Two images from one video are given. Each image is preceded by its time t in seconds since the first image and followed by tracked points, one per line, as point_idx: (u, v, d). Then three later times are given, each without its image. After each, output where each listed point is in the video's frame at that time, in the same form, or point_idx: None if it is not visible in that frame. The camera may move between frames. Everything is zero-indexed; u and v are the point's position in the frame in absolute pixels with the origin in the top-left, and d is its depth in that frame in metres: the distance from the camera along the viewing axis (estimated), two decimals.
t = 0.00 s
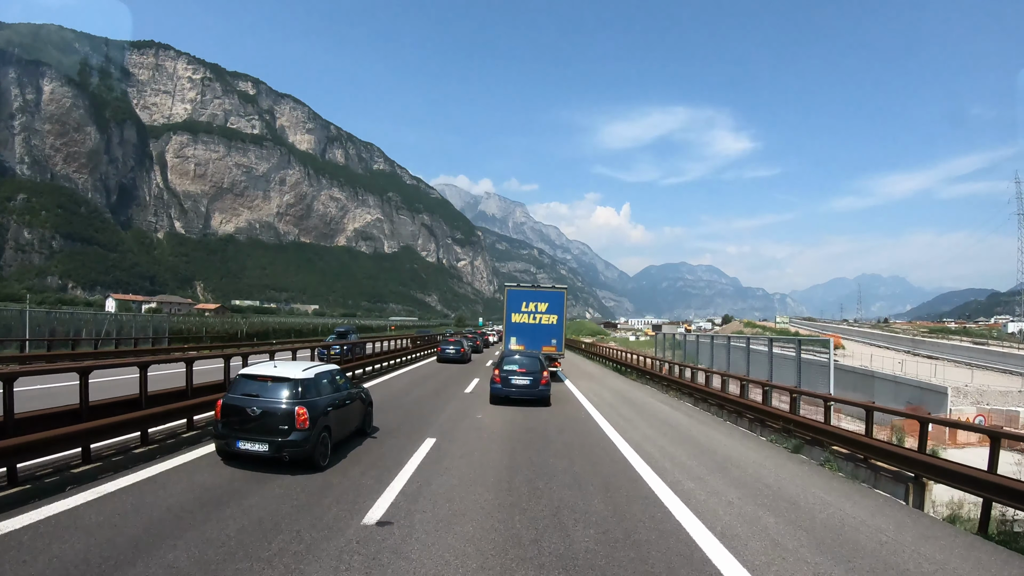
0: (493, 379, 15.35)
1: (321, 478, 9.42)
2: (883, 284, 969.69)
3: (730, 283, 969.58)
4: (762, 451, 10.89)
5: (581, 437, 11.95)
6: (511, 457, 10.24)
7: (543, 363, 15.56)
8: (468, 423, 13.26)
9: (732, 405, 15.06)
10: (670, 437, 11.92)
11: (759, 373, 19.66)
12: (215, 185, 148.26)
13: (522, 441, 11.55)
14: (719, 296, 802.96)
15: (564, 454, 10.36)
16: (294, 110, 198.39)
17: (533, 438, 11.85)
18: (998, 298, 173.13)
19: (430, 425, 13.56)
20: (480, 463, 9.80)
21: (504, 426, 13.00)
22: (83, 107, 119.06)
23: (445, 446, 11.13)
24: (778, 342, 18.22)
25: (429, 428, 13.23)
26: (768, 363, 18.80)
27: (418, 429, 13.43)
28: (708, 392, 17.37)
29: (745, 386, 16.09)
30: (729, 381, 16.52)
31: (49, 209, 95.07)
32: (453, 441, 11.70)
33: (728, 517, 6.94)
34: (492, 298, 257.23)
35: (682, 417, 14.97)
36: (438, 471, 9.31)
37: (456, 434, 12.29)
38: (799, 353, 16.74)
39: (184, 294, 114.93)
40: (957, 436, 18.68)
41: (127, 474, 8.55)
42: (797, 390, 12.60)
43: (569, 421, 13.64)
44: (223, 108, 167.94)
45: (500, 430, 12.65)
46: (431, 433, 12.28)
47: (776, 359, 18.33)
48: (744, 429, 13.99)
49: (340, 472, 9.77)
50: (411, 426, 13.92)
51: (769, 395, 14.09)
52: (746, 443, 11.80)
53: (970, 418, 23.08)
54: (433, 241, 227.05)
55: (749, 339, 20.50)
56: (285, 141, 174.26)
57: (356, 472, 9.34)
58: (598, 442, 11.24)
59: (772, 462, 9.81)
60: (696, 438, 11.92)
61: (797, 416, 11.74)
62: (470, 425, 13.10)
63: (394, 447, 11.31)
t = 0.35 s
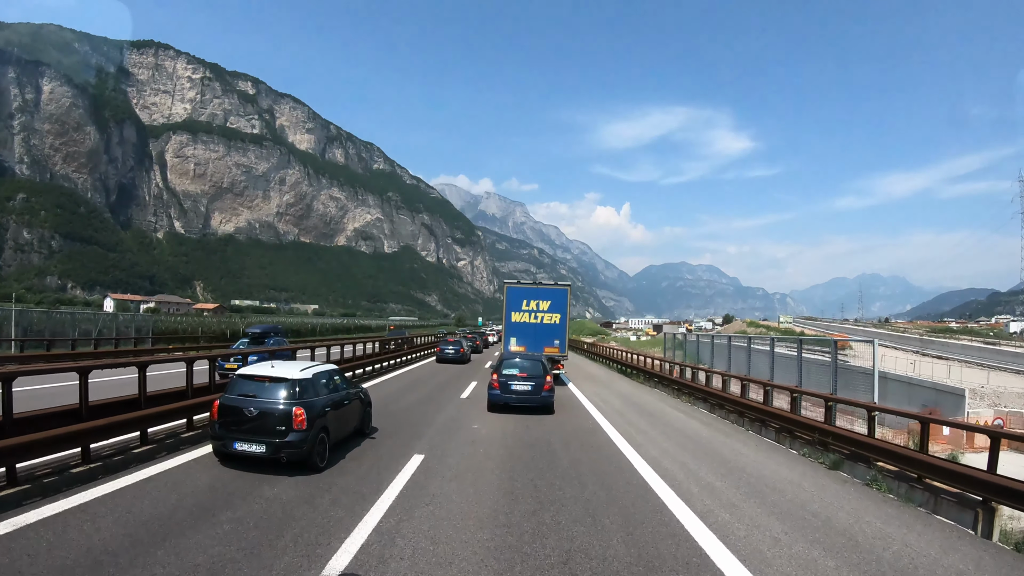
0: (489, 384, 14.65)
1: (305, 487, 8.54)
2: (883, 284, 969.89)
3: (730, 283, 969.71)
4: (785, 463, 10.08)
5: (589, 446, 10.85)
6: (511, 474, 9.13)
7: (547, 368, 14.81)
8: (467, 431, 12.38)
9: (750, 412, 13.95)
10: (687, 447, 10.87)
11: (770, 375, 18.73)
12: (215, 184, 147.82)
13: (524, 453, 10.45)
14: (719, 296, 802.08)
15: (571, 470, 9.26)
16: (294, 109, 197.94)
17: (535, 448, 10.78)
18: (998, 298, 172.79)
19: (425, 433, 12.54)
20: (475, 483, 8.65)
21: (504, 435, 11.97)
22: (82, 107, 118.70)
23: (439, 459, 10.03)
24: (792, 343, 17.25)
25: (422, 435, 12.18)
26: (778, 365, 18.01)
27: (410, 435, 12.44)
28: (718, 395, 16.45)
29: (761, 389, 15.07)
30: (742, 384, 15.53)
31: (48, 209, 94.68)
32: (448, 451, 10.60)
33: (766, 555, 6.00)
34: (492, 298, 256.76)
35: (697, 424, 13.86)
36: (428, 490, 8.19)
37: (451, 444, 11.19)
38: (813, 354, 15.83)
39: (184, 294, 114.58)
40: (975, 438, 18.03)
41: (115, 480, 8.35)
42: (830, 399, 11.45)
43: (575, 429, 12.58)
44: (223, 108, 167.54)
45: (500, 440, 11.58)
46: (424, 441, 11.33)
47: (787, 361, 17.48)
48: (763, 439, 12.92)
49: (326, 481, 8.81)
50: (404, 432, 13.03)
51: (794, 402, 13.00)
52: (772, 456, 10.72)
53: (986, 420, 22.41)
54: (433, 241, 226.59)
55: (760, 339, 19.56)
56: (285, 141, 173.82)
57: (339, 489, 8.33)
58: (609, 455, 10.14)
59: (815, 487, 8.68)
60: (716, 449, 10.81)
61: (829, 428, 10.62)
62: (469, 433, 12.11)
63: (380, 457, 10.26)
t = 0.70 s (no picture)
0: (487, 391, 13.60)
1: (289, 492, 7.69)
2: (883, 283, 969.95)
3: (730, 283, 969.66)
4: (819, 482, 8.99)
5: (608, 461, 9.61)
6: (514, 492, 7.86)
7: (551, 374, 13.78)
8: (464, 440, 11.29)
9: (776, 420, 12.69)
10: (704, 458, 10.15)
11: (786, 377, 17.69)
12: (215, 184, 147.46)
13: (530, 465, 9.22)
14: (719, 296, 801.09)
15: (584, 489, 8.08)
16: (293, 109, 197.53)
17: (542, 459, 9.61)
18: (999, 297, 172.20)
19: (421, 441, 11.35)
20: (469, 503, 7.39)
21: (507, 445, 10.81)
22: (81, 107, 118.32)
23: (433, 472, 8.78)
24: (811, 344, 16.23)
25: (415, 446, 10.99)
26: (794, 367, 16.93)
27: (402, 445, 11.25)
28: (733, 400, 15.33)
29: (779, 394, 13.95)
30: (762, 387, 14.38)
31: (48, 209, 94.28)
32: (442, 465, 9.36)
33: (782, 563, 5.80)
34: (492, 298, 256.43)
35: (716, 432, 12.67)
36: (418, 510, 6.95)
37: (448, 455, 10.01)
38: (834, 356, 14.73)
39: (183, 294, 114.26)
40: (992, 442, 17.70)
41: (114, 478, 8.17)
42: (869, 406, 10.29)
43: (582, 437, 11.78)
44: (222, 108, 167.11)
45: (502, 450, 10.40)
46: (419, 452, 10.27)
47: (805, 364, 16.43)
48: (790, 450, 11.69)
49: (310, 490, 7.88)
50: (400, 440, 11.91)
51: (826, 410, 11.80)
52: (808, 476, 9.52)
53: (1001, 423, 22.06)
54: (433, 241, 226.18)
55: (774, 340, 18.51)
56: (285, 141, 173.37)
57: (318, 504, 7.28)
58: (621, 467, 9.41)
59: (868, 513, 7.63)
60: (724, 455, 10.46)
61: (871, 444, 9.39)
62: (469, 444, 10.97)
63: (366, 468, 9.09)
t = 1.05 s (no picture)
0: (484, 398, 11.59)
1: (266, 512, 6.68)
2: (883, 283, 969.96)
3: (730, 283, 969.71)
4: (872, 498, 7.72)
5: (617, 474, 8.26)
6: (511, 519, 6.47)
7: (554, 381, 11.89)
8: (453, 450, 10.00)
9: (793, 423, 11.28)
10: (702, 455, 9.94)
11: (809, 382, 16.31)
12: (214, 185, 147.13)
13: (526, 481, 7.85)
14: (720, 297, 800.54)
15: (590, 502, 7.09)
16: (293, 109, 197.12)
17: (540, 473, 8.26)
18: (999, 296, 171.80)
19: (401, 452, 10.01)
20: (458, 500, 7.14)
21: (499, 455, 9.51)
22: (81, 107, 117.93)
23: (412, 495, 7.37)
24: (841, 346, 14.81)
25: (394, 457, 9.62)
26: (821, 373, 15.53)
27: (378, 456, 9.88)
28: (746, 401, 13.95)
29: (800, 397, 12.54)
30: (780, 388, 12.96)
31: (47, 209, 93.90)
32: (420, 483, 7.98)
33: (780, 556, 5.57)
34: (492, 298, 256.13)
35: (733, 442, 11.26)
36: (397, 551, 5.54)
37: (428, 468, 8.64)
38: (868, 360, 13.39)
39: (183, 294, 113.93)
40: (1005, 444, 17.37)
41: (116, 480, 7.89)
42: (885, 406, 9.58)
43: (576, 434, 11.56)
44: (222, 108, 166.74)
45: (495, 461, 9.09)
46: (402, 465, 9.01)
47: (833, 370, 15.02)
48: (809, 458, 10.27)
49: (281, 510, 6.81)
50: (379, 448, 10.62)
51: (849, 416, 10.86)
52: (821, 476, 8.89)
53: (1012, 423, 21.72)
54: (433, 241, 225.77)
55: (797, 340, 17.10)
56: (284, 141, 172.93)
57: (304, 502, 7.06)
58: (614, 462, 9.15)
59: (864, 504, 7.46)
60: (721, 452, 10.22)
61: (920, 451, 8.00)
62: (458, 454, 9.69)
63: (337, 487, 7.78)
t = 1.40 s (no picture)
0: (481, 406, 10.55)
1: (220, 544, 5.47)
2: (882, 282, 970.29)
3: (730, 282, 969.76)
4: (890, 504, 7.44)
5: (635, 497, 7.13)
6: (515, 558, 5.35)
7: (559, 386, 10.83)
8: (452, 451, 9.84)
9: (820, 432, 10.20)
10: (699, 454, 9.87)
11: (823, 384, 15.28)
12: (214, 185, 146.80)
13: (526, 486, 7.56)
14: (720, 296, 799.79)
15: (592, 502, 6.97)
16: (292, 109, 196.67)
17: (540, 476, 8.09)
18: (999, 296, 171.64)
19: (390, 464, 8.97)
20: (458, 497, 7.07)
21: (498, 469, 8.47)
22: (80, 107, 117.52)
23: (397, 518, 6.30)
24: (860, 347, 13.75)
25: (380, 469, 8.59)
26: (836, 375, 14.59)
27: (364, 468, 8.84)
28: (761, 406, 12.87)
29: (823, 402, 11.47)
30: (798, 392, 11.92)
31: (46, 210, 93.53)
32: (407, 503, 6.88)
33: (784, 561, 5.51)
34: (492, 298, 255.97)
35: (755, 452, 10.16)
36: (397, 552, 5.41)
37: (416, 485, 7.57)
38: (873, 359, 13.15)
39: (182, 294, 113.67)
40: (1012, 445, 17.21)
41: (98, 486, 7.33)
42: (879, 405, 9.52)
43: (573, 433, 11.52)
44: (221, 108, 166.45)
45: (496, 478, 8.01)
46: (391, 478, 7.99)
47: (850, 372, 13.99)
48: (842, 473, 9.19)
49: (243, 538, 5.65)
50: (367, 458, 9.64)
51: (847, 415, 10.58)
52: (819, 475, 8.80)
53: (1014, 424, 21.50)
54: (433, 241, 225.50)
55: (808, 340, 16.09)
56: (284, 141, 172.63)
57: (306, 500, 6.99)
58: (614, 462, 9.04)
59: (863, 503, 7.43)
60: (719, 451, 10.13)
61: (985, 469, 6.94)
62: (454, 466, 8.71)
63: (313, 507, 6.67)
